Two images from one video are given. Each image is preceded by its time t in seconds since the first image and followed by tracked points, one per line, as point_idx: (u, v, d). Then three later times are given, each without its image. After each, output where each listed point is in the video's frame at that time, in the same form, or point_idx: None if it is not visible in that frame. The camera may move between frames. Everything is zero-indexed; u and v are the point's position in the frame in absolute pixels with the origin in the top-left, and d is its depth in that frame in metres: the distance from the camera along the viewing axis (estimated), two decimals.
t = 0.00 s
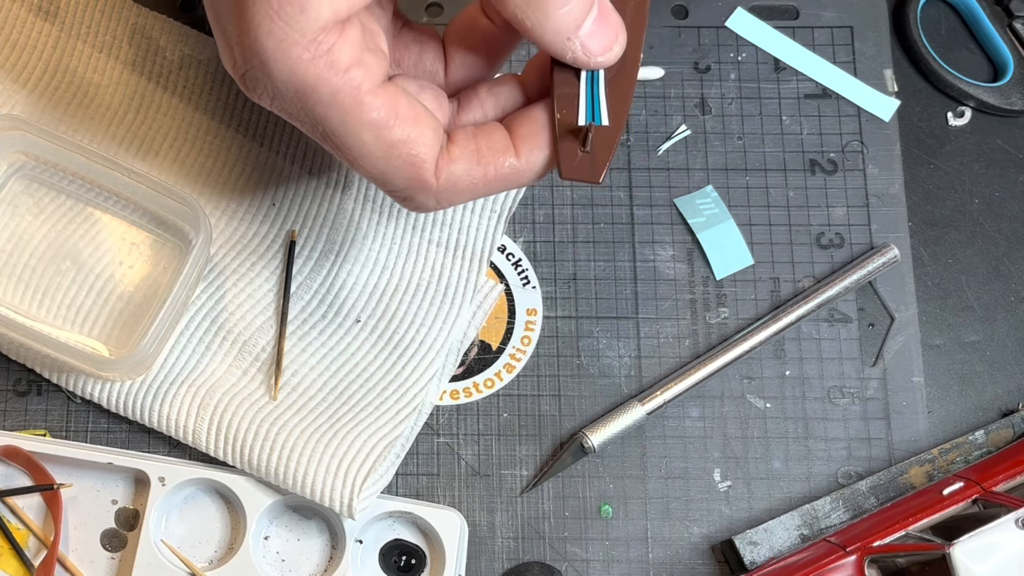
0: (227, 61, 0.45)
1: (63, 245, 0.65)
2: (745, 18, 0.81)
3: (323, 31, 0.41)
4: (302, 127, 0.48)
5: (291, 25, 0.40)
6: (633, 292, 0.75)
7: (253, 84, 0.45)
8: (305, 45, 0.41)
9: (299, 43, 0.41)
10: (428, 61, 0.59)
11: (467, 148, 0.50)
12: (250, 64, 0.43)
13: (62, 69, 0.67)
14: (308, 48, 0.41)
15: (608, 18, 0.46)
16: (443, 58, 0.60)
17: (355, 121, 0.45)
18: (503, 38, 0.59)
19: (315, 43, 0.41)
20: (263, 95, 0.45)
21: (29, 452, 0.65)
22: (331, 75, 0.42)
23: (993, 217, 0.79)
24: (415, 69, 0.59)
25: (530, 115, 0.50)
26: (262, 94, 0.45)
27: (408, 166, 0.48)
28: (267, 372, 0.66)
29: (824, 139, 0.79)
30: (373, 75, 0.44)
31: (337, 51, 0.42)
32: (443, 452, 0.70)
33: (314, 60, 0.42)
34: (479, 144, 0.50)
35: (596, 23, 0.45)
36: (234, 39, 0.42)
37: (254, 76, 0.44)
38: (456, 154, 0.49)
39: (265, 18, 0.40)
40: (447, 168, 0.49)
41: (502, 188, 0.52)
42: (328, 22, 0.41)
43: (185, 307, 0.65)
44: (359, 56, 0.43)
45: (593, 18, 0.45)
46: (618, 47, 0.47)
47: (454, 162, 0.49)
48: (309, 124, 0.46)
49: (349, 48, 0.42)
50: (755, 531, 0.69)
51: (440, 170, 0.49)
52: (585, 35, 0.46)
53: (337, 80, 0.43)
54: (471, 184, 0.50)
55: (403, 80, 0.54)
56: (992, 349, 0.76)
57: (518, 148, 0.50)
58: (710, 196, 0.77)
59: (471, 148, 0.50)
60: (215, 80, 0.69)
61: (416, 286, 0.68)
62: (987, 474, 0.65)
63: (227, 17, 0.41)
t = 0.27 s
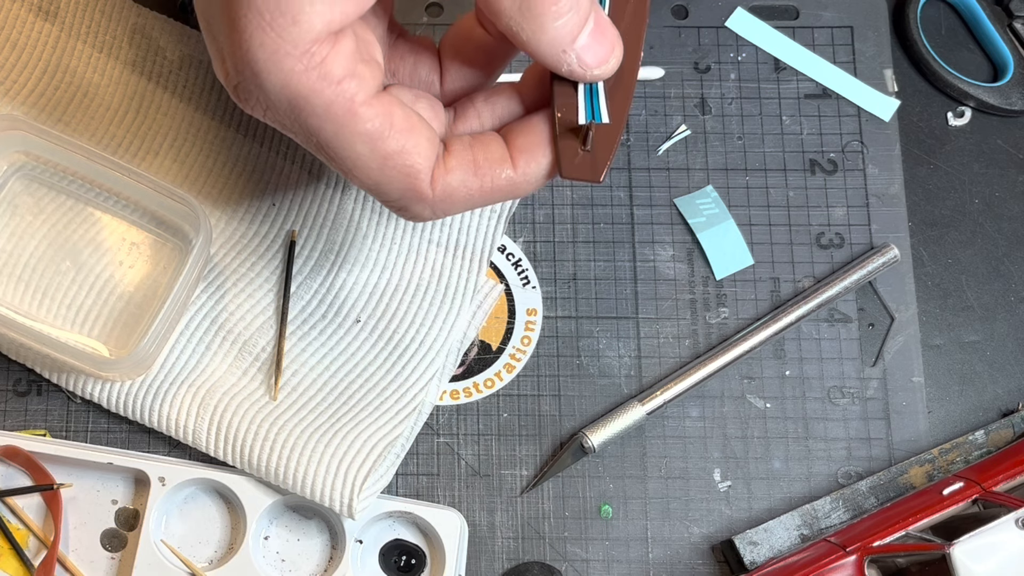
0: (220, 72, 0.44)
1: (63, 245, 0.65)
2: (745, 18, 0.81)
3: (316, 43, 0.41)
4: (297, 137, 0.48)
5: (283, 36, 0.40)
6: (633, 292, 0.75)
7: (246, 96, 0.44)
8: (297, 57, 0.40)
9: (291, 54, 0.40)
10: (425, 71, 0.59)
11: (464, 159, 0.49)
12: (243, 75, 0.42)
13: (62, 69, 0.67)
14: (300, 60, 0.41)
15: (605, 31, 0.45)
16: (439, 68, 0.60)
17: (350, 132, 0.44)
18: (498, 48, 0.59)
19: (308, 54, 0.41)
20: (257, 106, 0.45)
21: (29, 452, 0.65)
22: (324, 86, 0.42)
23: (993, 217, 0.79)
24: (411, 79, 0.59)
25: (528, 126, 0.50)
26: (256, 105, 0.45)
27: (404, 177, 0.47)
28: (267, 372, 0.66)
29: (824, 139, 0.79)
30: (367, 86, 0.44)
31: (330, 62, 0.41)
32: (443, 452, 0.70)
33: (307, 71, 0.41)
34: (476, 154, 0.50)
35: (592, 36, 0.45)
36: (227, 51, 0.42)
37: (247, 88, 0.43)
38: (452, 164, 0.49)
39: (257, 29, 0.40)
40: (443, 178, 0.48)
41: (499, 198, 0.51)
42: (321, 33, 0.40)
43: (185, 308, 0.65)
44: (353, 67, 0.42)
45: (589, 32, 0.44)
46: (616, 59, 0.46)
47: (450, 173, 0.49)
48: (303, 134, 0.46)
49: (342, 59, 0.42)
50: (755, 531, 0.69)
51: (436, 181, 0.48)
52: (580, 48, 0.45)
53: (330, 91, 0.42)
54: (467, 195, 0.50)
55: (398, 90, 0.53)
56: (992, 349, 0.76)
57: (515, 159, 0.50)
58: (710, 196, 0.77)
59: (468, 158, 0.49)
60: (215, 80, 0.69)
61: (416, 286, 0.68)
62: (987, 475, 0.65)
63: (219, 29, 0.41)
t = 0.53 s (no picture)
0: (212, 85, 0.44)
1: (62, 245, 0.65)
2: (745, 18, 0.81)
3: (310, 57, 0.40)
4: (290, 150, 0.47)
5: (276, 50, 0.39)
6: (633, 292, 0.75)
7: (239, 109, 0.44)
8: (291, 71, 0.40)
9: (284, 68, 0.40)
10: (419, 83, 0.59)
11: (459, 172, 0.49)
12: (236, 89, 0.42)
13: (62, 69, 0.68)
14: (294, 74, 0.40)
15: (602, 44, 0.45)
16: (433, 80, 0.60)
17: (344, 146, 0.44)
18: (493, 60, 0.59)
19: (302, 69, 0.40)
20: (250, 119, 0.45)
21: (29, 452, 0.65)
22: (318, 100, 0.42)
23: (993, 217, 0.79)
24: (405, 91, 0.59)
25: (524, 138, 0.50)
26: (248, 118, 0.45)
27: (398, 189, 0.47)
28: (267, 372, 0.66)
29: (824, 139, 0.79)
30: (361, 99, 0.43)
31: (324, 76, 0.41)
32: (444, 452, 0.70)
33: (301, 86, 0.41)
34: (471, 167, 0.50)
35: (588, 49, 0.44)
36: (220, 64, 0.41)
37: (240, 101, 0.43)
38: (447, 177, 0.49)
39: (250, 44, 0.39)
40: (438, 191, 0.48)
41: (493, 210, 0.52)
42: (315, 47, 0.40)
43: (185, 308, 0.66)
44: (347, 81, 0.42)
45: (586, 45, 0.44)
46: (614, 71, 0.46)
47: (445, 185, 0.49)
48: (297, 148, 0.46)
49: (336, 73, 0.42)
50: (755, 531, 0.69)
51: (431, 193, 0.48)
52: (577, 61, 0.45)
53: (324, 105, 0.42)
54: (461, 208, 0.50)
55: (392, 101, 0.53)
56: (992, 349, 0.76)
57: (510, 172, 0.50)
58: (710, 196, 0.77)
59: (463, 171, 0.49)
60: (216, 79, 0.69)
61: (416, 286, 0.68)
62: (987, 475, 0.65)
63: (212, 41, 0.41)
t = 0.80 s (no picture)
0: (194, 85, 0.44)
1: (63, 245, 0.65)
2: (745, 18, 0.80)
3: (291, 57, 0.40)
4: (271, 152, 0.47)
5: (256, 51, 0.39)
6: (633, 292, 0.75)
7: (220, 110, 0.44)
8: (271, 72, 0.40)
9: (264, 69, 0.40)
10: (406, 91, 0.58)
11: (444, 180, 0.49)
12: (216, 89, 0.42)
13: (62, 69, 0.68)
14: (274, 75, 0.40)
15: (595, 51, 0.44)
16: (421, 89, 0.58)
17: (325, 150, 0.44)
18: (483, 70, 0.57)
19: (282, 69, 0.40)
20: (231, 120, 0.45)
21: (29, 452, 0.65)
22: (299, 102, 0.41)
23: (993, 217, 0.79)
24: (393, 98, 0.57)
25: (514, 152, 0.49)
26: (229, 119, 0.45)
27: (380, 195, 0.47)
28: (267, 372, 0.66)
29: (824, 139, 0.79)
30: (343, 103, 0.43)
31: (306, 77, 0.41)
32: (443, 452, 0.70)
33: (281, 87, 0.41)
34: (456, 178, 0.49)
35: (581, 57, 0.43)
36: (201, 64, 0.41)
37: (221, 101, 0.43)
38: (431, 185, 0.48)
39: (229, 43, 0.39)
40: (421, 199, 0.48)
41: (474, 225, 0.51)
42: (296, 47, 0.40)
43: (185, 307, 0.66)
44: (329, 83, 0.42)
45: (578, 51, 0.43)
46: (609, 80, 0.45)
47: (428, 194, 0.48)
48: (278, 150, 0.45)
49: (318, 74, 0.41)
50: (755, 531, 0.69)
51: (414, 201, 0.48)
52: (567, 68, 0.43)
53: (305, 107, 0.42)
54: (444, 218, 0.49)
55: (378, 108, 0.52)
56: (992, 349, 0.76)
57: (497, 186, 0.49)
58: (710, 196, 0.77)
59: (447, 181, 0.49)
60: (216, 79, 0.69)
61: (416, 286, 0.68)
62: (987, 475, 0.65)
63: (194, 41, 0.41)
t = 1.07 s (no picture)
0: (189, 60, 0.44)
1: (63, 245, 0.65)
2: (746, 18, 0.80)
3: (286, 28, 0.40)
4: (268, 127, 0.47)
5: (249, 23, 0.39)
6: (633, 292, 0.75)
7: (216, 84, 0.44)
8: (266, 43, 0.40)
9: (259, 41, 0.39)
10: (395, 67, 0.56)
11: (444, 158, 0.48)
12: (211, 63, 0.42)
13: (62, 69, 0.68)
14: (269, 46, 0.40)
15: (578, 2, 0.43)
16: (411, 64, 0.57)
17: (321, 121, 0.44)
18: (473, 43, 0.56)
19: (277, 40, 0.40)
20: (227, 94, 0.45)
21: (29, 452, 0.65)
22: (295, 74, 0.41)
23: (993, 217, 0.79)
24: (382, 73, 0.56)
25: (515, 144, 0.50)
26: (225, 92, 0.44)
27: (378, 167, 0.46)
28: (267, 372, 0.66)
29: (824, 139, 0.79)
30: (340, 73, 0.43)
31: (301, 47, 0.41)
32: (443, 452, 0.70)
33: (276, 57, 0.40)
34: (457, 158, 0.49)
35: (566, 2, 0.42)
36: (196, 39, 0.41)
37: (216, 76, 0.43)
38: (432, 161, 0.48)
39: (222, 14, 0.38)
40: (420, 173, 0.48)
41: (472, 206, 0.51)
42: (288, 17, 0.40)
43: (185, 307, 0.66)
44: (324, 53, 0.42)
45: None
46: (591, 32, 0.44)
47: (428, 169, 0.48)
48: (275, 123, 0.45)
49: (313, 45, 0.41)
50: (755, 531, 0.69)
51: (413, 173, 0.48)
52: (554, 15, 0.42)
53: (301, 78, 0.41)
54: (440, 195, 0.49)
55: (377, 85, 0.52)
56: (993, 349, 0.76)
57: (495, 172, 0.49)
58: (710, 196, 0.77)
59: (447, 159, 0.49)
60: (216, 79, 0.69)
61: (416, 286, 0.68)
62: (988, 475, 0.65)
63: (187, 16, 0.40)
